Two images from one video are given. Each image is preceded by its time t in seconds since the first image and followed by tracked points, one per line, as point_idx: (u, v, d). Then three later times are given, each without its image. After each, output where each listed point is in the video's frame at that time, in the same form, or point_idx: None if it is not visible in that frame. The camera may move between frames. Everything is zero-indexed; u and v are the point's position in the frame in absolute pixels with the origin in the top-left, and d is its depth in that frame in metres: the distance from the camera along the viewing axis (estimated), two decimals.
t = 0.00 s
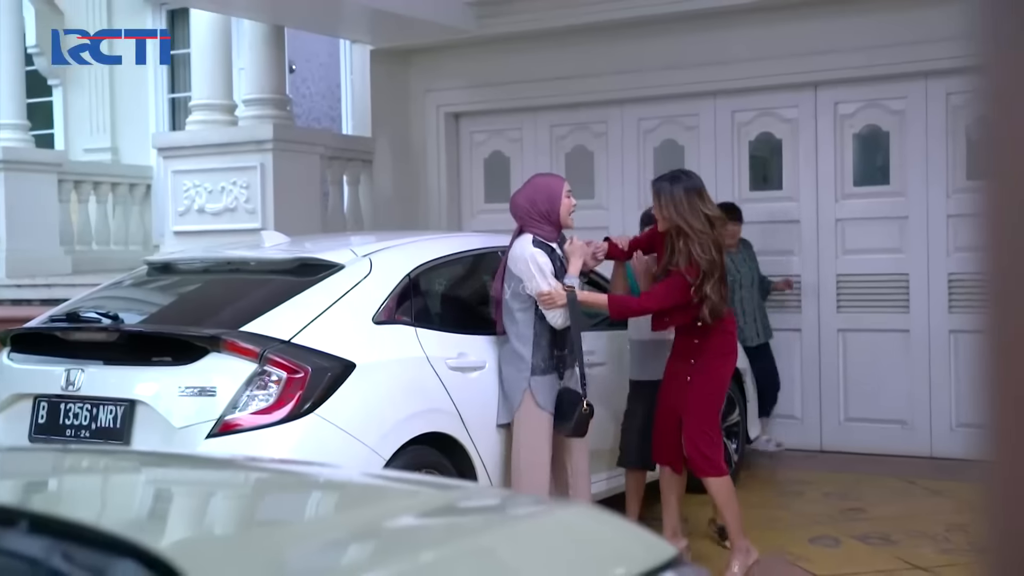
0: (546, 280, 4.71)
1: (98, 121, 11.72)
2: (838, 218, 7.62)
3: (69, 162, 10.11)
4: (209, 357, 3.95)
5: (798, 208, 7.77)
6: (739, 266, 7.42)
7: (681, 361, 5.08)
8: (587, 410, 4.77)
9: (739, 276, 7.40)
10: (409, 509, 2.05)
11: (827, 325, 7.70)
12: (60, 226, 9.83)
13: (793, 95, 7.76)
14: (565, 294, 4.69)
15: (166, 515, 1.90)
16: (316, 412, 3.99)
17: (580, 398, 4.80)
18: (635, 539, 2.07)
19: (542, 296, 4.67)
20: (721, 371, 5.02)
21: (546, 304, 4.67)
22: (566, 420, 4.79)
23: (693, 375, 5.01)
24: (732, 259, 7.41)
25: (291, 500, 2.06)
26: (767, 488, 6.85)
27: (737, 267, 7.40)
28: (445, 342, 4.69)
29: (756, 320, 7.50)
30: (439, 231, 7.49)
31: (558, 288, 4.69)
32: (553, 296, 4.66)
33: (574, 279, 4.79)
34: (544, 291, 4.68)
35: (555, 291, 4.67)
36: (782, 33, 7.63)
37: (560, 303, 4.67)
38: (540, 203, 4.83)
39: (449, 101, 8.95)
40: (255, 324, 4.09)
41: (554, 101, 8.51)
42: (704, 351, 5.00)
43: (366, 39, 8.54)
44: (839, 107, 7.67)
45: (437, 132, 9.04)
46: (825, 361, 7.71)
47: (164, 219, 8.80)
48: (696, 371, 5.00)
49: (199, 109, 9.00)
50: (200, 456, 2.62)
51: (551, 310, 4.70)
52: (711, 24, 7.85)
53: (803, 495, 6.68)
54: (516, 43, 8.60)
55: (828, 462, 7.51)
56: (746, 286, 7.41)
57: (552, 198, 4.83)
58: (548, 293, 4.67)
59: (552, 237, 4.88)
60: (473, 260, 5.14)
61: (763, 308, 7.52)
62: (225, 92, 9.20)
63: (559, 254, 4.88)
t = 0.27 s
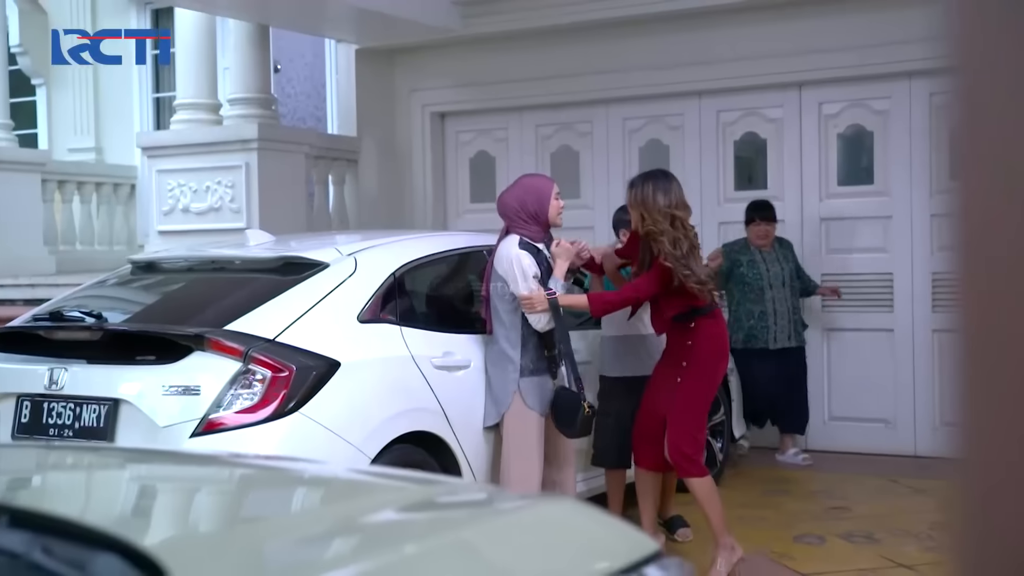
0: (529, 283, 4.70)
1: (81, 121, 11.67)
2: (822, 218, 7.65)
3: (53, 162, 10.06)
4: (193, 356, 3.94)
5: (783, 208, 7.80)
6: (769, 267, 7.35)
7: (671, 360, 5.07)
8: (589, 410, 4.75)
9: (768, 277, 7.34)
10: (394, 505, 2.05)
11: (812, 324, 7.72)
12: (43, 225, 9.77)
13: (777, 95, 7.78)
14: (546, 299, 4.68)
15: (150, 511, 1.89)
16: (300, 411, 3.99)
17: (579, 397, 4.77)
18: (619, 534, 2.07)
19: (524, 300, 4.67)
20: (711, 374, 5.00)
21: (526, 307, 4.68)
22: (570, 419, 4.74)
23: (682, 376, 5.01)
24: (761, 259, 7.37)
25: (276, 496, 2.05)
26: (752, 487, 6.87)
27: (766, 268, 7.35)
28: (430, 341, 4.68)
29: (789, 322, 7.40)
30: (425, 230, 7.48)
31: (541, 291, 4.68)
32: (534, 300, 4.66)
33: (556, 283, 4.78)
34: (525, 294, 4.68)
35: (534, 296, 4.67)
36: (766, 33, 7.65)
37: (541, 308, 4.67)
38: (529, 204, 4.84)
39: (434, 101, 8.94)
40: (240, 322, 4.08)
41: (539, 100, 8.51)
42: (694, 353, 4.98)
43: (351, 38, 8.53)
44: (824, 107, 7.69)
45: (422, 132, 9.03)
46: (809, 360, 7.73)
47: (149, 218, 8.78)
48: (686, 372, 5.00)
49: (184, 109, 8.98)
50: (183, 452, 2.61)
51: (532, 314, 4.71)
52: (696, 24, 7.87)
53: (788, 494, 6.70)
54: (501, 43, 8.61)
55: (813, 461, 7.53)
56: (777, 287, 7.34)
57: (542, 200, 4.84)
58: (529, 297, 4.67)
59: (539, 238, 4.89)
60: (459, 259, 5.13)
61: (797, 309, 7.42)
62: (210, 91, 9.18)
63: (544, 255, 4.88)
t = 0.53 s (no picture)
0: (522, 279, 4.70)
1: (73, 123, 11.65)
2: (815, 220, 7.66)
3: (45, 163, 10.04)
4: (185, 357, 3.94)
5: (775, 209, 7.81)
6: (788, 271, 7.10)
7: (664, 364, 5.10)
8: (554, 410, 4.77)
9: (784, 281, 7.10)
10: (388, 503, 2.05)
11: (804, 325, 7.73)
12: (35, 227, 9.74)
13: (770, 97, 7.79)
14: (541, 293, 4.68)
15: (143, 510, 1.89)
16: (292, 411, 3.99)
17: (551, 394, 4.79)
18: (612, 533, 2.06)
19: (519, 294, 4.66)
20: (703, 374, 5.04)
21: (522, 302, 4.66)
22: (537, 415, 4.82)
23: (674, 379, 5.03)
24: (779, 262, 7.11)
25: (269, 495, 2.05)
26: (744, 488, 6.87)
27: (784, 272, 7.09)
28: (423, 342, 4.68)
29: (811, 329, 7.10)
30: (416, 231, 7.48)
31: (536, 286, 4.68)
32: (529, 295, 4.66)
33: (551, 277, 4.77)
34: (520, 289, 4.68)
35: (530, 289, 4.66)
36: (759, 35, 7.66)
37: (537, 301, 4.67)
38: (529, 205, 4.85)
39: (427, 103, 8.94)
40: (232, 324, 4.07)
41: (532, 102, 8.51)
42: (686, 355, 5.02)
43: (343, 39, 8.52)
44: (816, 109, 7.70)
45: (414, 133, 9.04)
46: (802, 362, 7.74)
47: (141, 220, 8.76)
48: (678, 376, 5.02)
49: (175, 110, 8.97)
50: (176, 451, 2.61)
51: (528, 309, 4.69)
52: (688, 26, 7.87)
53: (780, 495, 6.70)
54: (493, 44, 8.61)
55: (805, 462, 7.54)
56: (795, 291, 7.07)
57: (542, 202, 4.85)
58: (524, 291, 4.66)
59: (537, 239, 4.89)
60: (452, 260, 5.13)
61: (821, 315, 7.12)
62: (202, 93, 9.16)
63: (540, 255, 4.88)
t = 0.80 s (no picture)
0: (525, 280, 4.72)
1: (67, 125, 11.63)
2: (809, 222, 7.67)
3: (38, 166, 10.02)
4: (180, 359, 3.93)
5: (770, 212, 7.82)
6: (812, 277, 6.73)
7: (659, 368, 5.07)
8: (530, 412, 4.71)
9: (807, 288, 6.72)
10: (383, 503, 2.05)
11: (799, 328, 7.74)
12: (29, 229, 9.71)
13: (764, 100, 7.79)
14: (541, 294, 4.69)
15: (138, 511, 1.89)
16: (286, 414, 3.98)
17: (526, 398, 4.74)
18: (608, 533, 2.06)
19: (520, 295, 4.68)
20: (702, 373, 5.05)
21: (524, 304, 4.69)
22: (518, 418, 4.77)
23: (676, 379, 5.01)
24: (803, 268, 6.73)
25: (265, 496, 2.05)
26: (739, 491, 6.87)
27: (808, 278, 6.72)
28: (418, 344, 4.68)
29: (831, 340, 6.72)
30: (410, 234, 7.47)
31: (536, 287, 4.69)
32: (530, 296, 4.68)
33: (554, 279, 4.77)
34: (521, 290, 4.70)
35: (531, 291, 4.68)
36: (753, 37, 7.67)
37: (536, 305, 4.69)
38: (537, 205, 4.87)
39: (422, 105, 8.94)
40: (227, 325, 4.07)
41: (526, 105, 8.52)
42: (685, 356, 5.02)
43: (337, 42, 8.52)
44: (810, 111, 7.71)
45: (409, 136, 9.03)
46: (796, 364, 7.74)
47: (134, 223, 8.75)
48: (680, 375, 5.01)
49: (169, 113, 8.97)
50: (171, 452, 2.60)
51: (527, 311, 4.72)
52: (683, 29, 7.88)
53: (775, 497, 6.70)
54: (488, 47, 8.61)
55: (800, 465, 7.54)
56: (818, 298, 6.71)
57: (550, 202, 4.87)
58: (526, 293, 4.69)
59: (546, 239, 4.91)
60: (447, 263, 5.13)
61: (843, 326, 6.72)
62: (196, 95, 9.16)
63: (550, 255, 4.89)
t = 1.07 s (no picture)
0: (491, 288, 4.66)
1: (60, 126, 11.61)
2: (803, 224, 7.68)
3: (31, 167, 10.00)
4: (173, 360, 3.92)
5: (763, 213, 7.82)
6: (808, 284, 6.33)
7: (657, 369, 5.09)
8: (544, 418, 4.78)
9: (803, 294, 6.35)
10: (377, 502, 2.05)
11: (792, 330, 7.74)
12: (22, 230, 9.68)
13: (757, 101, 7.80)
14: (512, 303, 4.64)
15: (133, 510, 1.89)
16: (280, 415, 3.97)
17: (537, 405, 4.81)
18: (603, 532, 2.06)
19: (490, 305, 4.63)
20: (701, 377, 5.04)
21: (496, 313, 4.64)
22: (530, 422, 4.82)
23: (671, 382, 5.03)
24: (801, 272, 6.35)
25: (259, 495, 2.05)
26: (733, 492, 6.87)
27: (802, 285, 6.33)
28: (411, 345, 4.68)
29: (834, 348, 6.28)
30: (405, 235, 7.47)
31: (507, 296, 4.64)
32: (501, 306, 4.62)
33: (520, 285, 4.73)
34: (491, 299, 4.64)
35: (500, 300, 4.62)
36: (747, 39, 7.67)
37: (507, 313, 4.64)
38: (508, 213, 4.79)
39: (416, 107, 8.94)
40: (220, 326, 4.06)
41: (520, 106, 8.51)
42: (682, 358, 5.02)
43: (331, 43, 8.51)
44: (804, 113, 7.72)
45: (403, 137, 9.03)
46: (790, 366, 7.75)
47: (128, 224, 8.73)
48: (675, 378, 5.02)
49: (163, 114, 8.95)
50: (164, 451, 2.59)
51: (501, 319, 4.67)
52: (677, 30, 7.88)
53: (768, 498, 6.70)
54: (482, 48, 8.61)
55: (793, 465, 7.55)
56: (815, 306, 6.31)
57: (523, 213, 4.79)
58: (496, 302, 4.63)
59: (503, 246, 4.84)
60: (440, 263, 5.13)
61: (850, 332, 6.26)
62: (190, 96, 9.14)
63: (506, 264, 4.84)
